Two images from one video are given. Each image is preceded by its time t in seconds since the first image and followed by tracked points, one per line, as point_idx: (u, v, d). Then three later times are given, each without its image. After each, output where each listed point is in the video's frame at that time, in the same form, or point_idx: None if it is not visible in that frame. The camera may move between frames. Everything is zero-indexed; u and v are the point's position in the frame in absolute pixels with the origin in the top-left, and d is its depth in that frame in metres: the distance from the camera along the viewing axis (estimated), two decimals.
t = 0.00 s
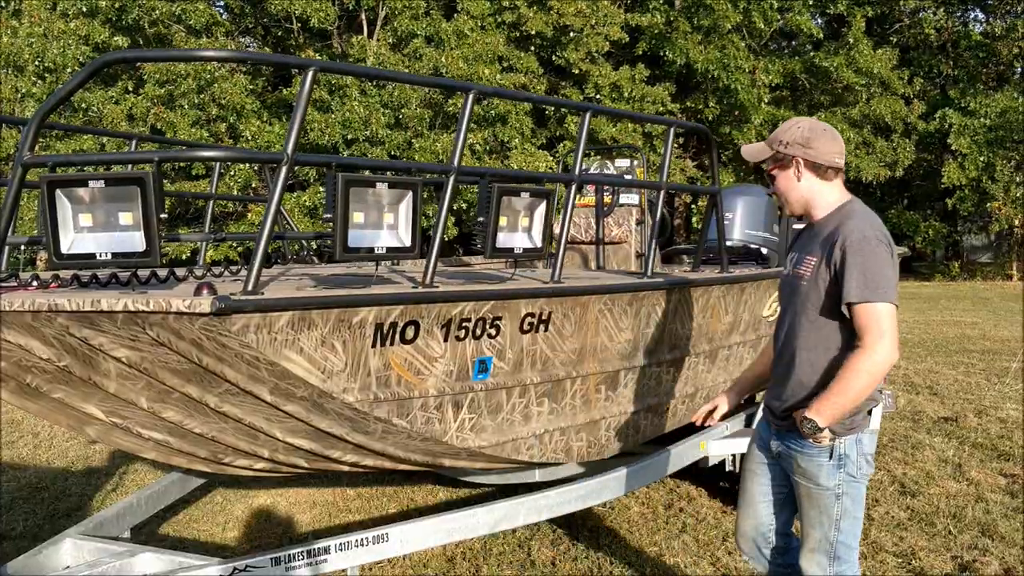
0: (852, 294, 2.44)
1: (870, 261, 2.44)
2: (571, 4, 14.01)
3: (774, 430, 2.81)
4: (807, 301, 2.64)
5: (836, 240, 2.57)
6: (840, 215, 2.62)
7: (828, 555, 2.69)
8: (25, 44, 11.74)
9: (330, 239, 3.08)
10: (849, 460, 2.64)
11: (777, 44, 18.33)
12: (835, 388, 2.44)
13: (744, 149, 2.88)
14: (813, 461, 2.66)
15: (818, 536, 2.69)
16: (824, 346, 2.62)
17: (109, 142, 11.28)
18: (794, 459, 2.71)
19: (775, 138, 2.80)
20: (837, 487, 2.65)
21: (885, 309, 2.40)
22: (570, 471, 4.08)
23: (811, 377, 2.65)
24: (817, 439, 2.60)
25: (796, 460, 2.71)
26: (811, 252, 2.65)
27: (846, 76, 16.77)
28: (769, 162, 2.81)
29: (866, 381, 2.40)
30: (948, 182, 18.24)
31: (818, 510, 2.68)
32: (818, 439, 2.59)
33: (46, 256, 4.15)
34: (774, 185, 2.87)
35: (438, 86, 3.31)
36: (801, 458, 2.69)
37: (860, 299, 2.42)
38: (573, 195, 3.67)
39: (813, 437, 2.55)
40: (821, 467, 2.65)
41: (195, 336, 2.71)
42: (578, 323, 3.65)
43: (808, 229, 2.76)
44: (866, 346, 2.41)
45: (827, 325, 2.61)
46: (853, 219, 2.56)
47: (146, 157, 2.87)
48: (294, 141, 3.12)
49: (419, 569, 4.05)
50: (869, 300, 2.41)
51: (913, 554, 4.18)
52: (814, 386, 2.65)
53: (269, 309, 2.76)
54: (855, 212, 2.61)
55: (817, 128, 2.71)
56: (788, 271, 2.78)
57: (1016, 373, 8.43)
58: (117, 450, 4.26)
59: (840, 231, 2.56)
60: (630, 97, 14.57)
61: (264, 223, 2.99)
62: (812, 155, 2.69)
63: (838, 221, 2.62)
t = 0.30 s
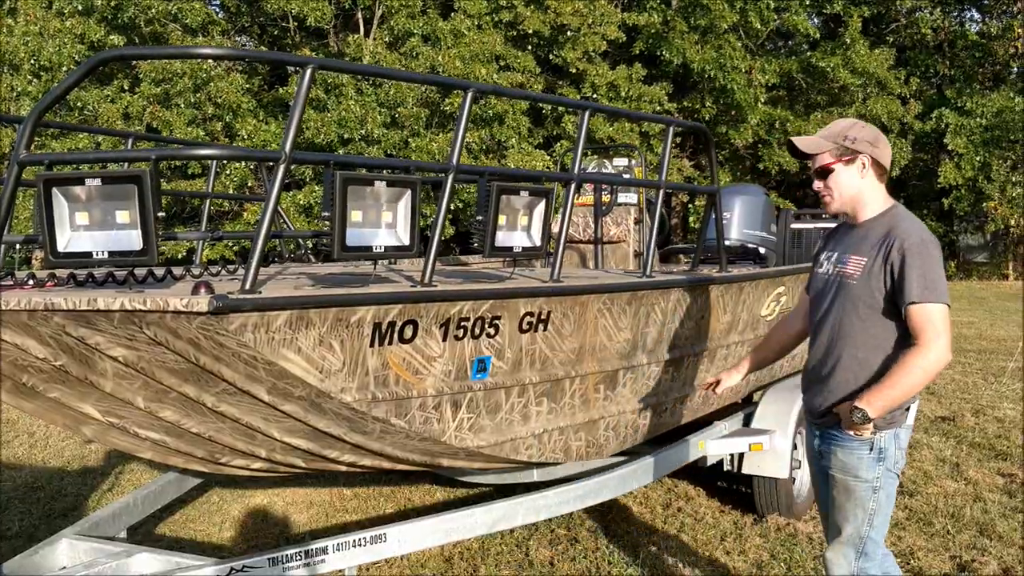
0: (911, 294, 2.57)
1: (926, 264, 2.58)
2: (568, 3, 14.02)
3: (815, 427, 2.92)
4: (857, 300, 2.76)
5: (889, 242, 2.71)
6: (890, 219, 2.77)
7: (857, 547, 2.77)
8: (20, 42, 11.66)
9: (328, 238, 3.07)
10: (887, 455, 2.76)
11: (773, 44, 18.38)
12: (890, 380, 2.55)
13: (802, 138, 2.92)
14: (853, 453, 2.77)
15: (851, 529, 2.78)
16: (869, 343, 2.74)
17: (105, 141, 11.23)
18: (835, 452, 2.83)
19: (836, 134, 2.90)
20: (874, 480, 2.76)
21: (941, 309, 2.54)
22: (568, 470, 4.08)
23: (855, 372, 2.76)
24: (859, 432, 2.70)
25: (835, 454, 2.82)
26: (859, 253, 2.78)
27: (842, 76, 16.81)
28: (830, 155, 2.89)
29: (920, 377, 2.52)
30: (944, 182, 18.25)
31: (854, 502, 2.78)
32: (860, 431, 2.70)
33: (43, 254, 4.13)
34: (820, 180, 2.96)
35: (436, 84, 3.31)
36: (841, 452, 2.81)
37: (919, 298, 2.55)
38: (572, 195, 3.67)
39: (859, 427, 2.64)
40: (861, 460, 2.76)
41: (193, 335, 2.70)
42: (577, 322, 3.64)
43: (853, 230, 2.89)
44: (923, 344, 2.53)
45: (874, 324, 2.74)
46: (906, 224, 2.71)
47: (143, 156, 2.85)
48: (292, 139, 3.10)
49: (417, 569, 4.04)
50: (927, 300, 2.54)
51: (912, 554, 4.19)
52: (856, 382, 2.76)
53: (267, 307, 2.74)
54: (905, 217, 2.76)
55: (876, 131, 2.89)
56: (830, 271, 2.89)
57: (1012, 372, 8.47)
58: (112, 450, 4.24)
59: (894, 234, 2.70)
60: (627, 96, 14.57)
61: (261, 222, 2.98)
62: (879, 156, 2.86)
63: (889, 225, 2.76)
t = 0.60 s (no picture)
0: (951, 289, 2.68)
1: (961, 261, 2.70)
2: (560, 2, 13.99)
3: (861, 421, 2.97)
4: (894, 302, 2.85)
5: (920, 245, 2.81)
6: (916, 223, 2.88)
7: (883, 526, 2.90)
8: (9, 40, 11.57)
9: (319, 236, 3.06)
10: (934, 445, 2.84)
11: (764, 44, 18.46)
12: (942, 373, 2.65)
13: (856, 140, 2.90)
14: (901, 442, 2.85)
15: (881, 509, 2.90)
16: (911, 341, 2.83)
17: (94, 139, 11.18)
18: (882, 440, 2.89)
19: (878, 141, 2.94)
20: (918, 469, 2.85)
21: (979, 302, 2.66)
22: (560, 469, 4.07)
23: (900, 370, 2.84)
24: (909, 422, 2.79)
25: (881, 441, 2.90)
26: (889, 257, 2.88)
27: (832, 76, 16.86)
28: (877, 161, 2.91)
29: (969, 366, 2.63)
30: (934, 182, 18.18)
31: (890, 485, 2.88)
32: (910, 422, 2.80)
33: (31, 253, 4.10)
34: (854, 185, 2.98)
35: (428, 82, 3.30)
36: (889, 440, 2.88)
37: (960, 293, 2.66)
38: (564, 194, 3.67)
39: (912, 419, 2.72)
40: (908, 448, 2.84)
41: (182, 334, 2.68)
42: (569, 321, 3.63)
43: (877, 236, 2.98)
44: (971, 336, 2.64)
45: (913, 323, 2.83)
46: (933, 226, 2.83)
47: (133, 153, 2.83)
48: (283, 137, 3.09)
49: (408, 569, 4.03)
50: (968, 295, 2.66)
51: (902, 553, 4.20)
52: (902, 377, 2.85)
53: (257, 307, 2.73)
54: (929, 219, 2.87)
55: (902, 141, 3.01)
56: (857, 277, 2.98)
57: (1003, 371, 8.51)
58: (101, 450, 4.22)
59: (922, 237, 2.82)
60: (618, 95, 14.60)
61: (252, 220, 2.96)
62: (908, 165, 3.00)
63: (915, 229, 2.87)
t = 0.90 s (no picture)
0: (963, 282, 2.81)
1: (973, 256, 2.84)
2: None
3: (861, 409, 3.06)
4: (904, 293, 2.98)
5: (932, 240, 2.95)
6: (928, 219, 3.01)
7: (903, 514, 2.93)
8: None
9: (301, 233, 3.04)
10: (938, 429, 2.93)
11: (749, 43, 18.60)
12: (949, 358, 2.75)
13: (863, 141, 3.01)
14: (907, 428, 2.94)
15: (897, 496, 2.93)
16: (919, 331, 2.97)
17: (77, 136, 11.10)
18: (886, 426, 2.98)
19: (886, 141, 3.04)
20: (926, 452, 2.93)
21: (988, 296, 2.79)
22: (544, 467, 4.06)
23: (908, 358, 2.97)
24: (911, 405, 2.87)
25: (886, 430, 2.97)
26: (902, 250, 3.01)
27: (816, 75, 16.96)
28: (885, 160, 3.02)
29: (974, 355, 2.74)
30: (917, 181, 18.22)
31: (902, 472, 2.93)
32: (915, 406, 2.88)
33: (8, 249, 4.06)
34: (864, 183, 3.09)
35: (412, 79, 3.28)
36: (894, 427, 2.96)
37: (970, 286, 2.80)
38: (548, 192, 3.65)
39: (916, 401, 2.83)
40: (914, 432, 2.93)
41: (163, 332, 2.66)
42: (554, 319, 3.62)
43: (885, 231, 3.10)
44: (977, 326, 2.75)
45: (922, 313, 2.96)
46: (945, 223, 2.96)
47: (113, 150, 2.80)
48: (265, 133, 3.07)
49: (391, 568, 4.01)
50: (977, 288, 2.79)
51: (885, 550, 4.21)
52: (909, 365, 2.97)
53: (239, 305, 2.71)
54: (939, 218, 3.00)
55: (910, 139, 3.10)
56: (867, 269, 3.11)
57: (985, 369, 8.56)
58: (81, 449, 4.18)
59: (935, 232, 2.95)
60: (603, 94, 14.66)
61: (233, 218, 2.94)
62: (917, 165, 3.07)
63: (926, 225, 3.00)
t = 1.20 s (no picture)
0: (960, 290, 2.91)
1: (971, 262, 2.93)
2: None
3: (877, 415, 3.20)
4: (909, 298, 3.09)
5: (933, 245, 3.04)
6: (930, 224, 3.11)
7: (936, 516, 3.11)
8: None
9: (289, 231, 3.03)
10: (953, 434, 3.09)
11: (738, 42, 18.66)
12: (956, 371, 2.88)
13: (838, 167, 3.35)
14: (928, 439, 3.06)
15: (930, 503, 3.10)
16: (925, 335, 3.08)
17: (65, 134, 11.07)
18: (909, 440, 3.10)
19: (861, 161, 3.26)
20: (949, 457, 3.09)
21: (987, 301, 2.89)
22: (533, 467, 4.06)
23: (917, 362, 3.10)
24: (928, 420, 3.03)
25: (907, 440, 3.11)
26: (906, 256, 3.12)
27: (804, 74, 17.03)
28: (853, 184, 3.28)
29: (980, 365, 2.84)
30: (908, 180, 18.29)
31: (931, 480, 3.08)
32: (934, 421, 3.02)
33: None
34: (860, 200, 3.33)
35: (401, 77, 3.27)
36: (915, 438, 3.09)
37: (967, 294, 2.90)
38: (537, 190, 3.65)
39: (934, 419, 2.97)
40: (936, 442, 3.07)
41: (150, 331, 2.65)
42: (543, 318, 3.62)
43: (895, 237, 3.21)
44: (976, 333, 2.86)
45: (927, 317, 3.08)
46: (945, 228, 3.06)
47: (99, 148, 2.78)
48: (252, 132, 3.06)
49: (379, 567, 4.00)
50: (973, 294, 2.89)
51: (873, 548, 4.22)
52: (919, 368, 3.10)
53: (226, 303, 2.70)
54: (941, 221, 3.09)
55: (900, 152, 3.17)
56: (878, 274, 3.22)
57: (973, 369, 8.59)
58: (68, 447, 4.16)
59: (936, 238, 3.04)
60: (593, 92, 14.68)
61: (220, 216, 2.92)
62: (894, 174, 3.15)
63: (930, 230, 3.10)
